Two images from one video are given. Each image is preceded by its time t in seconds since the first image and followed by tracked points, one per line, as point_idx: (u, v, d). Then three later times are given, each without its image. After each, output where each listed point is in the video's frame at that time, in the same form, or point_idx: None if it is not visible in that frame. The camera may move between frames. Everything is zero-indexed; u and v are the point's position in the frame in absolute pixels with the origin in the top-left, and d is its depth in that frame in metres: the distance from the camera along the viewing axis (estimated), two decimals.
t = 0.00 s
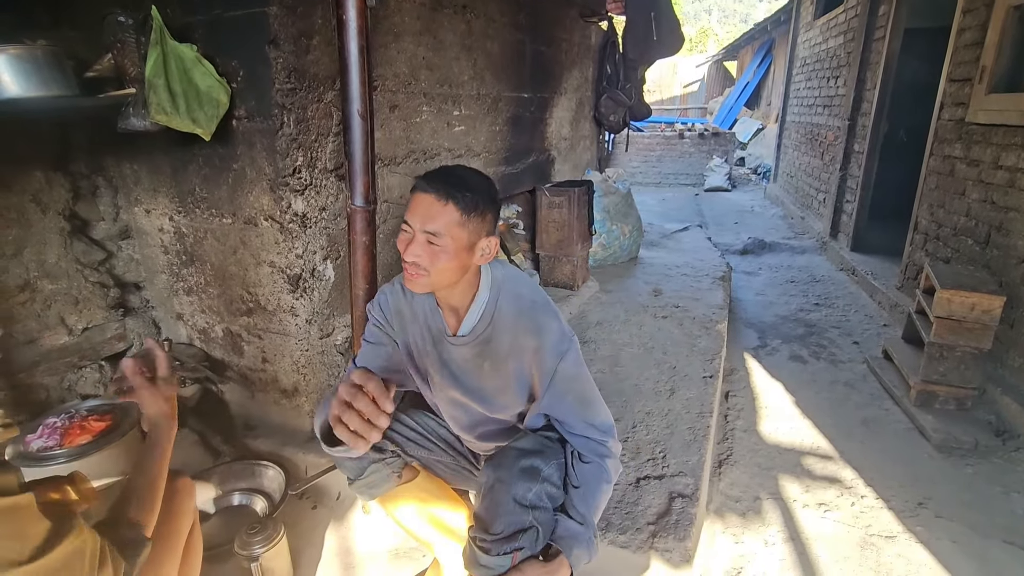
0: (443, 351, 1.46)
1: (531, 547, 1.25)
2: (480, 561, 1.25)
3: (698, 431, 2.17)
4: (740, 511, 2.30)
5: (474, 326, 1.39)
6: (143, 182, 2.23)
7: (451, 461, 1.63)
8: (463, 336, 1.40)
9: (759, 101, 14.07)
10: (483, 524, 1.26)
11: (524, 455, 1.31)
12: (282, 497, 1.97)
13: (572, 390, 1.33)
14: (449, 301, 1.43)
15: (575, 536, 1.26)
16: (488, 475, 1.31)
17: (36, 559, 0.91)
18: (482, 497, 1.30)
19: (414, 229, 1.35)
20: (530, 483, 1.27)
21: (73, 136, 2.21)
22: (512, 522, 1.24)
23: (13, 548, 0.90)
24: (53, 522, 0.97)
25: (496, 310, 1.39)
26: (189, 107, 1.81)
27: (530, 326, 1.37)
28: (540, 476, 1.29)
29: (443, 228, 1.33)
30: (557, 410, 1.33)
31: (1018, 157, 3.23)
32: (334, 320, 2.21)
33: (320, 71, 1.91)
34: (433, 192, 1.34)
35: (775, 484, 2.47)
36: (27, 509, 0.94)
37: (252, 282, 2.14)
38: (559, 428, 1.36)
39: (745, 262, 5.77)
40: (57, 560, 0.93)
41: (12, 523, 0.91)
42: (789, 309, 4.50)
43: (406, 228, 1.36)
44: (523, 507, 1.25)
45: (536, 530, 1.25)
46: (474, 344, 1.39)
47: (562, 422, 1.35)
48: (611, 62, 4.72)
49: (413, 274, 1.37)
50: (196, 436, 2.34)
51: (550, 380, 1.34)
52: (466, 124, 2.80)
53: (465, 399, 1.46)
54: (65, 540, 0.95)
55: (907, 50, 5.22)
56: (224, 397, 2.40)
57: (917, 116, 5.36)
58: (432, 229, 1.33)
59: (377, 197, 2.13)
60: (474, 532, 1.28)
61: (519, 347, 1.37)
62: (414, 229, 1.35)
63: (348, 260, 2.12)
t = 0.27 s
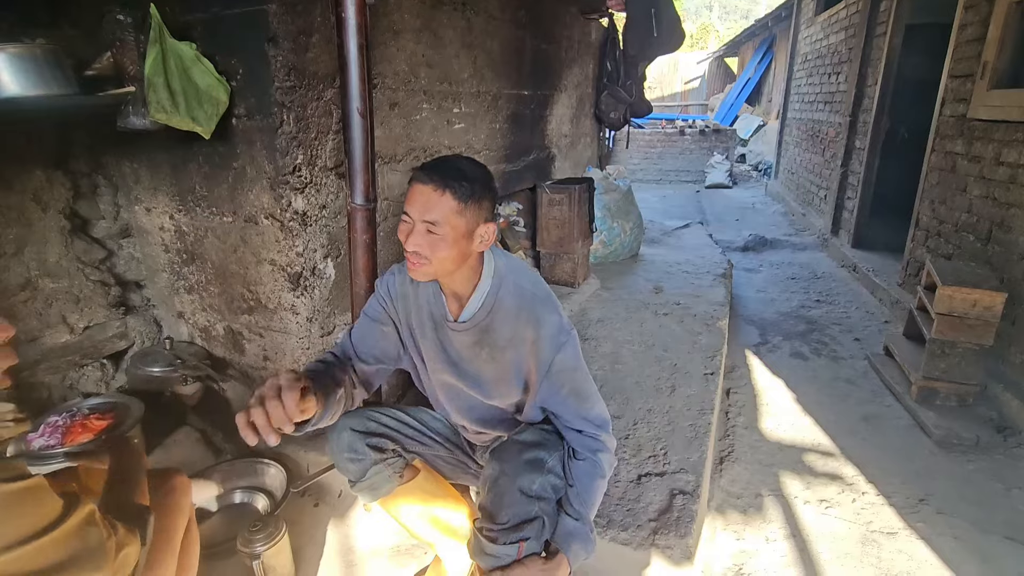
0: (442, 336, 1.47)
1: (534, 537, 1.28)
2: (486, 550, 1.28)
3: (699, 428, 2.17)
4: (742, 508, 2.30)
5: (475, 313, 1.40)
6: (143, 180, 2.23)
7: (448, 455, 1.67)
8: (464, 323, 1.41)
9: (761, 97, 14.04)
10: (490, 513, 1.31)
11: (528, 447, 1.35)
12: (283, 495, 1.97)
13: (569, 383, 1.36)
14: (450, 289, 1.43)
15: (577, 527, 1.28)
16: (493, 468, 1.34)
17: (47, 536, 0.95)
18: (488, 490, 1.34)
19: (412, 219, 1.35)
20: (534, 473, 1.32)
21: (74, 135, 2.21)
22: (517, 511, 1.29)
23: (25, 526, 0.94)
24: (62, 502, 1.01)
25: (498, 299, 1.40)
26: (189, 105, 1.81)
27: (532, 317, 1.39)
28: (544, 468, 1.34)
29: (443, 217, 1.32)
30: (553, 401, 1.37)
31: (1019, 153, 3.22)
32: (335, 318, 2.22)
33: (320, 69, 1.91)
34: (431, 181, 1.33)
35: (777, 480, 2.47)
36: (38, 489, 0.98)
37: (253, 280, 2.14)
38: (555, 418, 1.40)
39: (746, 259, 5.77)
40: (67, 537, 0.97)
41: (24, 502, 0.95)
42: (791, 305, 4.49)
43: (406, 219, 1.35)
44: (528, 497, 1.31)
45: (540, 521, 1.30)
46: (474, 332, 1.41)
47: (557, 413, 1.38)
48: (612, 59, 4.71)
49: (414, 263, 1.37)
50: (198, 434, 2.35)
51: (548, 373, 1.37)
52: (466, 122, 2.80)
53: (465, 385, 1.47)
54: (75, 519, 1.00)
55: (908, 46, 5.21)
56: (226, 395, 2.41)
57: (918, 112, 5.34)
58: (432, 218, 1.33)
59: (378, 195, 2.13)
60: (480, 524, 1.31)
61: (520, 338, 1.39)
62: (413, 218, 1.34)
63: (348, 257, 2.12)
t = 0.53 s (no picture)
0: (470, 315, 1.53)
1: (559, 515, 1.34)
2: (512, 534, 1.33)
3: (700, 426, 2.16)
4: (744, 505, 2.30)
5: (505, 287, 1.48)
6: (144, 179, 2.23)
7: (453, 450, 1.66)
8: (494, 296, 1.49)
9: (762, 94, 14.00)
10: (513, 500, 1.35)
11: (544, 430, 1.40)
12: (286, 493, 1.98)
13: (590, 345, 1.45)
14: (480, 268, 1.51)
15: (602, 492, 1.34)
16: (512, 456, 1.38)
17: (56, 527, 0.94)
18: (508, 477, 1.38)
19: (461, 194, 1.44)
20: (554, 456, 1.36)
21: (74, 134, 2.21)
22: (541, 493, 1.34)
23: (34, 516, 0.93)
24: (69, 493, 1.00)
25: (525, 272, 1.49)
26: (189, 104, 1.81)
27: (556, 289, 1.48)
28: (563, 449, 1.38)
29: (489, 189, 1.44)
30: (574, 365, 1.45)
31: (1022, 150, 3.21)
32: (336, 316, 2.22)
33: (320, 67, 1.90)
34: (472, 158, 1.45)
35: (778, 478, 2.47)
36: (47, 479, 0.97)
37: (254, 278, 2.14)
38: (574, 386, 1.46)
39: (748, 257, 5.76)
40: (74, 529, 0.97)
41: (34, 492, 0.94)
42: (792, 303, 4.49)
43: (453, 195, 1.44)
44: (551, 479, 1.35)
45: (564, 500, 1.35)
46: (503, 304, 1.49)
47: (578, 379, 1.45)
48: (613, 56, 4.70)
49: (466, 236, 1.43)
50: (200, 432, 2.36)
51: (572, 337, 1.46)
52: (467, 120, 2.80)
53: (492, 362, 1.53)
54: (82, 511, 1.00)
55: (910, 42, 5.19)
56: (228, 394, 2.41)
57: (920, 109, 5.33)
58: (480, 188, 1.44)
59: (379, 193, 2.13)
60: (504, 509, 1.36)
61: (545, 307, 1.48)
62: (461, 193, 1.44)
63: (350, 256, 2.12)
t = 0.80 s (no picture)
0: (476, 317, 1.54)
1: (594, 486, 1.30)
2: (550, 528, 1.32)
3: (704, 424, 2.16)
4: (747, 504, 2.29)
5: (511, 286, 1.51)
6: (145, 179, 2.23)
7: (457, 453, 1.65)
8: (500, 296, 1.51)
9: (764, 92, 13.98)
10: (544, 492, 1.33)
11: (561, 421, 1.41)
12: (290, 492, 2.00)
13: (599, 339, 1.50)
14: (483, 267, 1.53)
15: (626, 448, 1.33)
16: (533, 452, 1.37)
17: (64, 522, 0.94)
18: (532, 475, 1.37)
19: (460, 186, 1.47)
20: (577, 442, 1.35)
21: (75, 134, 2.20)
22: (570, 480, 1.33)
23: (43, 510, 0.93)
24: (74, 489, 1.00)
25: (530, 270, 1.52)
26: (191, 103, 1.80)
27: (563, 284, 1.52)
28: (583, 435, 1.37)
29: (484, 176, 1.48)
30: (583, 361, 1.50)
31: None
32: (339, 316, 2.22)
33: (321, 66, 1.90)
34: (465, 151, 1.49)
35: (782, 476, 2.46)
36: (52, 475, 0.97)
37: (256, 278, 2.14)
38: (581, 380, 1.51)
39: (750, 255, 5.75)
40: (81, 524, 0.97)
41: (40, 487, 0.94)
42: (794, 301, 4.48)
43: (452, 189, 1.47)
44: (577, 464, 1.33)
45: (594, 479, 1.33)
46: (511, 303, 1.51)
47: (586, 374, 1.50)
48: (614, 54, 4.68)
49: (470, 227, 1.46)
50: (202, 431, 2.36)
51: (582, 332, 1.51)
52: (469, 118, 2.79)
53: (499, 364, 1.55)
54: (88, 507, 0.99)
55: (913, 39, 5.17)
56: (230, 394, 2.41)
57: (923, 106, 5.31)
58: (478, 179, 1.48)
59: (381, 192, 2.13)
60: (535, 508, 1.34)
61: (554, 304, 1.52)
62: (459, 186, 1.47)
63: (352, 255, 2.12)
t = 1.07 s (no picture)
0: (458, 342, 1.50)
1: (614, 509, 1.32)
2: (573, 551, 1.29)
3: (708, 424, 2.15)
4: (751, 504, 2.29)
5: (491, 309, 1.47)
6: (148, 178, 2.24)
7: (457, 457, 1.67)
8: (482, 320, 1.47)
9: (766, 90, 13.94)
10: (567, 513, 1.31)
11: (583, 438, 1.38)
12: (294, 492, 1.98)
13: (589, 351, 1.48)
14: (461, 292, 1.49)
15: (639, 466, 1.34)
16: (557, 469, 1.34)
17: (61, 527, 0.94)
18: (554, 494, 1.34)
19: (434, 215, 1.42)
20: (602, 463, 1.33)
21: (78, 133, 2.20)
22: (594, 502, 1.31)
23: (40, 516, 0.93)
24: (71, 494, 1.00)
25: (510, 290, 1.49)
26: (193, 102, 1.80)
27: (545, 299, 1.49)
28: (605, 456, 1.36)
29: (460, 204, 1.43)
30: (580, 372, 1.47)
31: None
32: (342, 315, 2.22)
33: (324, 64, 1.89)
34: (436, 175, 1.44)
35: (786, 476, 2.45)
36: (49, 479, 0.97)
37: (259, 278, 2.14)
38: (580, 390, 1.49)
39: (753, 253, 5.73)
40: (78, 529, 0.97)
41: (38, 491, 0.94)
42: (798, 300, 4.47)
43: (423, 219, 1.42)
44: (601, 486, 1.33)
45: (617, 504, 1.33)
46: (492, 326, 1.47)
47: (584, 383, 1.48)
48: (617, 52, 4.67)
49: (443, 260, 1.41)
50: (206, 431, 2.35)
51: (572, 345, 1.48)
52: (471, 117, 2.78)
53: (487, 387, 1.51)
54: (86, 511, 0.99)
55: (917, 36, 5.15)
56: (233, 394, 2.41)
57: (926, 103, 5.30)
58: (450, 207, 1.43)
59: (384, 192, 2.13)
60: (556, 528, 1.31)
61: (538, 321, 1.49)
62: (433, 214, 1.42)
63: (355, 255, 2.12)
